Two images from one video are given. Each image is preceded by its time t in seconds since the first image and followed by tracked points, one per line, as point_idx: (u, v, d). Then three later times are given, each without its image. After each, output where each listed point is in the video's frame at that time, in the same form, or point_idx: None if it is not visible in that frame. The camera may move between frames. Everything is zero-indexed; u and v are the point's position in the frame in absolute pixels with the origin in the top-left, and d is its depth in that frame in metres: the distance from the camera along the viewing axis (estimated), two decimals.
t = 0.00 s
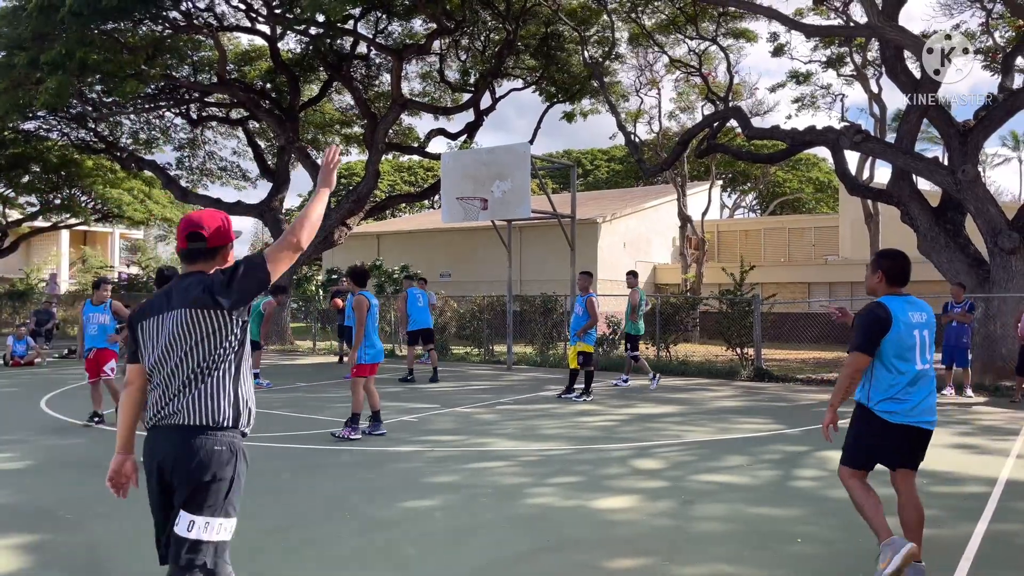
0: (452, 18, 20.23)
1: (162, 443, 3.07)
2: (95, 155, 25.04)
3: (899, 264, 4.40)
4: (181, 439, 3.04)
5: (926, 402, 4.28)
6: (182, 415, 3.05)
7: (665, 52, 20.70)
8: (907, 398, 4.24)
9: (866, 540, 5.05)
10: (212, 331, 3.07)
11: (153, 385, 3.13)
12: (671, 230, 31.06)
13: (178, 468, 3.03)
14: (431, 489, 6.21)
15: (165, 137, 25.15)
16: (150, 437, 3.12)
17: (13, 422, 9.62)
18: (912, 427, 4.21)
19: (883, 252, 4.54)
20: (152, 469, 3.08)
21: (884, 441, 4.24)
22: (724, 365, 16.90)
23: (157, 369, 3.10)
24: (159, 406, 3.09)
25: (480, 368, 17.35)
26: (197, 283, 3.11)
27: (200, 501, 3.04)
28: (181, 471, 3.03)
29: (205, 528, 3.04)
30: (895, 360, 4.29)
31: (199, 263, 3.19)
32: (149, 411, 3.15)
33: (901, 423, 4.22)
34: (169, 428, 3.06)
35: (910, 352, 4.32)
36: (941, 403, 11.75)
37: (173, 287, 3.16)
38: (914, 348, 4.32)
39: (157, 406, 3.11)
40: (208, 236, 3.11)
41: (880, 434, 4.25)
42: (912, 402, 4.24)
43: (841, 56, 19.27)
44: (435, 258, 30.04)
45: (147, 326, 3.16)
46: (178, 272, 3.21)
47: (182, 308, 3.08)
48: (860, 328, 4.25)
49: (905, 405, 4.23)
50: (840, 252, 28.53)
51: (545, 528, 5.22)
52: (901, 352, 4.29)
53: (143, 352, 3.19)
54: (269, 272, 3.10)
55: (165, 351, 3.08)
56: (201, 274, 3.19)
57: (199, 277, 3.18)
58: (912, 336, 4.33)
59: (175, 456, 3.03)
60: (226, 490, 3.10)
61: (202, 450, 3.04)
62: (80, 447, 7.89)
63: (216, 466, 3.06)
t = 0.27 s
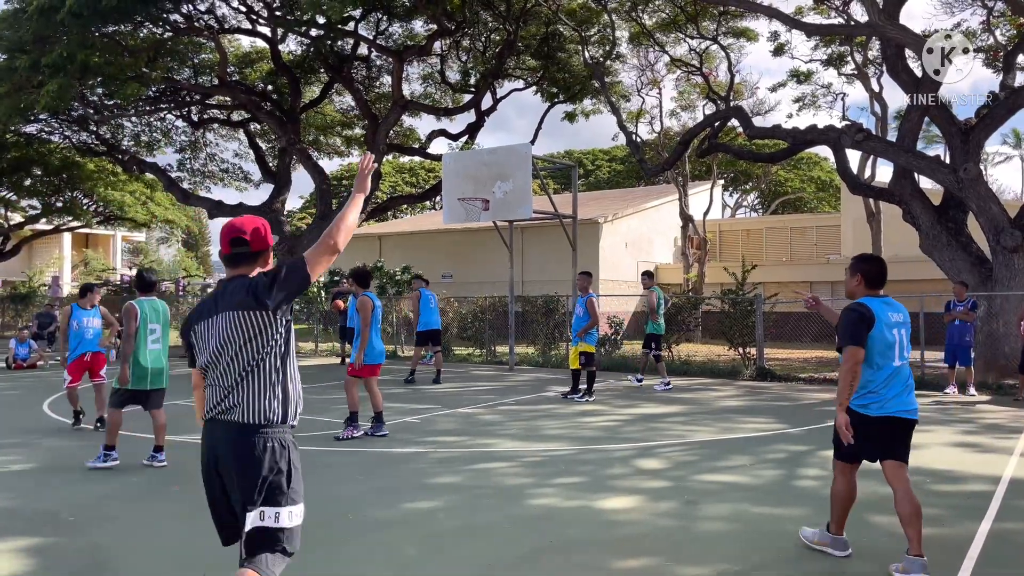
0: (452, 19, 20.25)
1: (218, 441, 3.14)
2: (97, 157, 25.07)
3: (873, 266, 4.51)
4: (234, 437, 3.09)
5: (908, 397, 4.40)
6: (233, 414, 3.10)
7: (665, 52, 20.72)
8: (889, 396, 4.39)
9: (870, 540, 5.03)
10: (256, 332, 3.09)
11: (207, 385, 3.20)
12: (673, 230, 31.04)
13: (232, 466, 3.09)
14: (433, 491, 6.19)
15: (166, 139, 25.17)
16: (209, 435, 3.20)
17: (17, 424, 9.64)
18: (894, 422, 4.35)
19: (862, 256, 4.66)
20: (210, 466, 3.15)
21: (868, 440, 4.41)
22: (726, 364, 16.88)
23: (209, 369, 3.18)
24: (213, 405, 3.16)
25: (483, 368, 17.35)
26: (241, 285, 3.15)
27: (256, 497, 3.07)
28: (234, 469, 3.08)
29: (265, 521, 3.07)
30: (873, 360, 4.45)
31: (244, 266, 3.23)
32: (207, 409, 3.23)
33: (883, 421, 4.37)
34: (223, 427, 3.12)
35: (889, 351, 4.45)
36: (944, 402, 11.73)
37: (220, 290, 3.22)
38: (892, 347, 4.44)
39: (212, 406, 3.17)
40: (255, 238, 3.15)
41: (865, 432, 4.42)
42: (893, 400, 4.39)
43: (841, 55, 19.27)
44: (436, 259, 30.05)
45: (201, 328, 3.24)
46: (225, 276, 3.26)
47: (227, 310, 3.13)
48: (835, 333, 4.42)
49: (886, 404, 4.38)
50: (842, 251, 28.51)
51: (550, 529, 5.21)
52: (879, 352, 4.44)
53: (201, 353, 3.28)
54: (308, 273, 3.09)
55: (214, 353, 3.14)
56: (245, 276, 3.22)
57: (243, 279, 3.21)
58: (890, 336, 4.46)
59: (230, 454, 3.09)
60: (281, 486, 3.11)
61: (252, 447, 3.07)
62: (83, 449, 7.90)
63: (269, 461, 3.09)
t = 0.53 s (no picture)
0: (454, 20, 20.25)
1: (268, 431, 3.29)
2: (100, 161, 25.09)
3: (840, 263, 4.73)
4: (285, 426, 3.25)
5: (870, 387, 4.66)
6: (283, 405, 3.26)
7: (666, 50, 20.69)
8: (853, 386, 4.63)
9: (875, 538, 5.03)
10: (305, 328, 3.27)
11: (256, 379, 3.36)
12: (676, 229, 31.01)
13: (284, 452, 3.24)
14: (438, 491, 6.20)
15: (169, 142, 25.19)
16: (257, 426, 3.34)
17: (23, 427, 9.66)
18: (858, 410, 4.60)
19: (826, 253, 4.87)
20: (258, 455, 3.29)
21: (835, 427, 4.64)
22: (730, 363, 16.86)
23: (259, 363, 3.34)
24: (263, 397, 3.31)
25: (486, 369, 17.35)
26: (290, 285, 3.33)
27: (308, 482, 3.23)
28: (285, 455, 3.23)
29: (317, 504, 3.24)
30: (839, 352, 4.67)
31: (293, 267, 3.41)
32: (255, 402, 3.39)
33: (847, 409, 4.62)
34: (272, 417, 3.28)
35: (854, 343, 4.69)
36: (949, 400, 11.72)
37: (271, 289, 3.40)
38: (858, 339, 4.68)
39: (261, 398, 3.32)
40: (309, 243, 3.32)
41: (830, 419, 4.65)
42: (857, 389, 4.62)
43: (844, 53, 19.23)
44: (439, 260, 30.06)
45: (251, 325, 3.41)
46: (276, 276, 3.44)
47: (277, 307, 3.30)
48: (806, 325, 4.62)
49: (850, 392, 4.62)
50: (845, 249, 28.46)
51: (554, 529, 5.22)
52: (845, 345, 4.66)
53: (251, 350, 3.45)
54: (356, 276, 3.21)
55: (265, 347, 3.30)
56: (293, 276, 3.40)
57: (292, 279, 3.39)
58: (855, 329, 4.69)
59: (281, 442, 3.24)
60: (332, 471, 3.27)
61: (304, 435, 3.23)
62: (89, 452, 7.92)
63: (320, 449, 3.25)
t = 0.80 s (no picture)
0: (455, 21, 20.26)
1: (322, 434, 3.29)
2: (103, 163, 25.11)
3: (815, 264, 4.90)
4: (340, 430, 3.26)
5: (846, 383, 4.78)
6: (337, 409, 3.27)
7: (668, 49, 20.66)
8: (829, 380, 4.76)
9: (882, 536, 5.02)
10: (361, 335, 3.26)
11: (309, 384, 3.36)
12: (679, 228, 30.96)
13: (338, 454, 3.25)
14: (442, 492, 6.19)
15: (172, 144, 25.20)
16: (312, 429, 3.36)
17: (29, 430, 9.68)
18: (832, 404, 4.72)
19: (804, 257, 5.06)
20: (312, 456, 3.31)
21: (816, 422, 4.74)
22: (734, 362, 16.83)
23: (311, 368, 3.34)
24: (317, 401, 3.33)
25: (490, 369, 17.35)
26: (346, 293, 3.33)
27: (363, 482, 3.25)
28: (340, 457, 3.25)
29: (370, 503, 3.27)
30: (816, 348, 4.80)
31: (346, 274, 3.41)
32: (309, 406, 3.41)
33: (826, 404, 4.74)
34: (327, 419, 3.29)
35: (831, 340, 4.82)
36: (953, 397, 11.69)
37: (324, 296, 3.40)
38: (834, 336, 4.82)
39: (316, 401, 3.34)
40: (365, 252, 3.33)
41: (806, 414, 4.78)
42: (833, 383, 4.75)
43: (846, 50, 19.19)
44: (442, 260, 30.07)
45: (304, 329, 3.40)
46: (330, 282, 3.44)
47: (333, 314, 3.30)
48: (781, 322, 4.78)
49: (825, 387, 4.74)
50: (849, 247, 28.42)
51: (559, 529, 5.21)
52: (821, 341, 4.80)
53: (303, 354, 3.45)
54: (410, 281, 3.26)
55: (317, 354, 3.30)
56: (347, 282, 3.40)
57: (346, 286, 3.39)
58: (832, 327, 4.84)
59: (337, 444, 3.25)
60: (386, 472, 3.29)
61: (360, 438, 3.24)
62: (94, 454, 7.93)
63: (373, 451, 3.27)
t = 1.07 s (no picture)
0: (457, 21, 20.25)
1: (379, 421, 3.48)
2: (107, 165, 25.14)
3: (791, 266, 5.28)
4: (395, 418, 3.44)
5: (821, 375, 5.20)
6: (395, 399, 3.45)
7: (671, 47, 20.60)
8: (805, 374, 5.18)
9: (886, 534, 5.02)
10: (419, 329, 3.45)
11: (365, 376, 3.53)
12: (683, 227, 30.92)
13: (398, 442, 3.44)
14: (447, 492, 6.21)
15: (176, 146, 25.25)
16: (368, 418, 3.53)
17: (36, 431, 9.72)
18: (809, 396, 5.14)
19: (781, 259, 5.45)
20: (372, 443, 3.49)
21: (791, 411, 5.20)
22: (739, 360, 16.80)
23: (368, 360, 3.50)
24: (374, 392, 3.50)
25: (494, 369, 17.34)
26: (401, 289, 3.50)
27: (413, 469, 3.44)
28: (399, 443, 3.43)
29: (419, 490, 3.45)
30: (792, 344, 5.22)
31: (397, 271, 3.58)
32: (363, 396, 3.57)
33: (802, 396, 5.16)
34: (384, 410, 3.47)
35: (806, 336, 5.23)
36: (959, 395, 11.66)
37: (376, 292, 3.56)
38: (809, 332, 5.23)
39: (373, 392, 3.51)
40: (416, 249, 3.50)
41: (785, 405, 5.21)
42: (809, 377, 5.17)
43: (850, 48, 19.12)
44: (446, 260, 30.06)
45: (357, 324, 3.56)
46: (381, 278, 3.60)
47: (390, 309, 3.47)
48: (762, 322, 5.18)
49: (800, 380, 5.16)
50: (853, 244, 28.35)
51: (564, 528, 5.22)
52: (797, 337, 5.21)
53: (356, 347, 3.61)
54: (462, 279, 3.47)
55: (376, 347, 3.46)
56: (399, 279, 3.57)
57: (398, 282, 3.56)
58: (807, 323, 5.26)
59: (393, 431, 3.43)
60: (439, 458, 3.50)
61: (413, 427, 3.43)
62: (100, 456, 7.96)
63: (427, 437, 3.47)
